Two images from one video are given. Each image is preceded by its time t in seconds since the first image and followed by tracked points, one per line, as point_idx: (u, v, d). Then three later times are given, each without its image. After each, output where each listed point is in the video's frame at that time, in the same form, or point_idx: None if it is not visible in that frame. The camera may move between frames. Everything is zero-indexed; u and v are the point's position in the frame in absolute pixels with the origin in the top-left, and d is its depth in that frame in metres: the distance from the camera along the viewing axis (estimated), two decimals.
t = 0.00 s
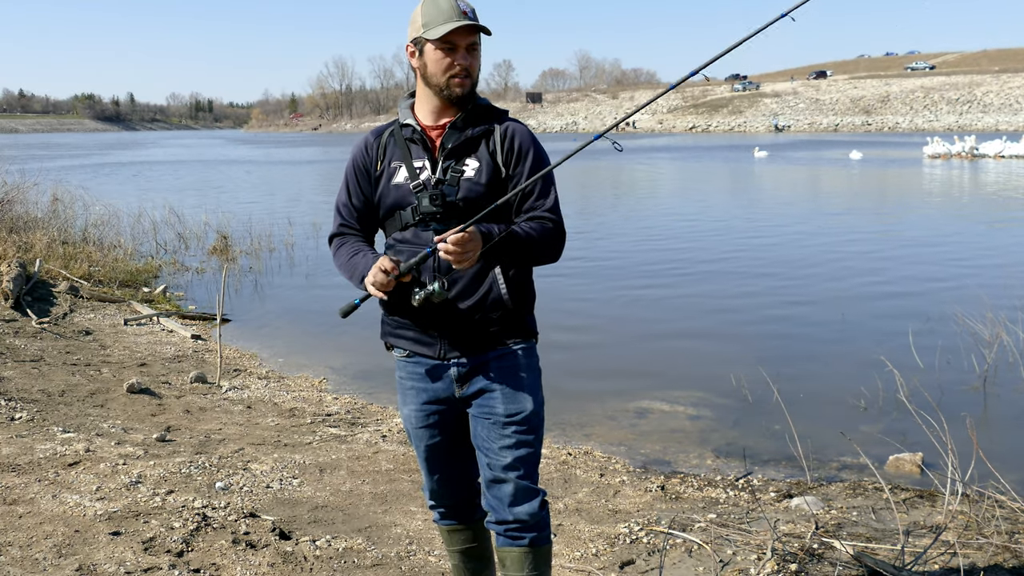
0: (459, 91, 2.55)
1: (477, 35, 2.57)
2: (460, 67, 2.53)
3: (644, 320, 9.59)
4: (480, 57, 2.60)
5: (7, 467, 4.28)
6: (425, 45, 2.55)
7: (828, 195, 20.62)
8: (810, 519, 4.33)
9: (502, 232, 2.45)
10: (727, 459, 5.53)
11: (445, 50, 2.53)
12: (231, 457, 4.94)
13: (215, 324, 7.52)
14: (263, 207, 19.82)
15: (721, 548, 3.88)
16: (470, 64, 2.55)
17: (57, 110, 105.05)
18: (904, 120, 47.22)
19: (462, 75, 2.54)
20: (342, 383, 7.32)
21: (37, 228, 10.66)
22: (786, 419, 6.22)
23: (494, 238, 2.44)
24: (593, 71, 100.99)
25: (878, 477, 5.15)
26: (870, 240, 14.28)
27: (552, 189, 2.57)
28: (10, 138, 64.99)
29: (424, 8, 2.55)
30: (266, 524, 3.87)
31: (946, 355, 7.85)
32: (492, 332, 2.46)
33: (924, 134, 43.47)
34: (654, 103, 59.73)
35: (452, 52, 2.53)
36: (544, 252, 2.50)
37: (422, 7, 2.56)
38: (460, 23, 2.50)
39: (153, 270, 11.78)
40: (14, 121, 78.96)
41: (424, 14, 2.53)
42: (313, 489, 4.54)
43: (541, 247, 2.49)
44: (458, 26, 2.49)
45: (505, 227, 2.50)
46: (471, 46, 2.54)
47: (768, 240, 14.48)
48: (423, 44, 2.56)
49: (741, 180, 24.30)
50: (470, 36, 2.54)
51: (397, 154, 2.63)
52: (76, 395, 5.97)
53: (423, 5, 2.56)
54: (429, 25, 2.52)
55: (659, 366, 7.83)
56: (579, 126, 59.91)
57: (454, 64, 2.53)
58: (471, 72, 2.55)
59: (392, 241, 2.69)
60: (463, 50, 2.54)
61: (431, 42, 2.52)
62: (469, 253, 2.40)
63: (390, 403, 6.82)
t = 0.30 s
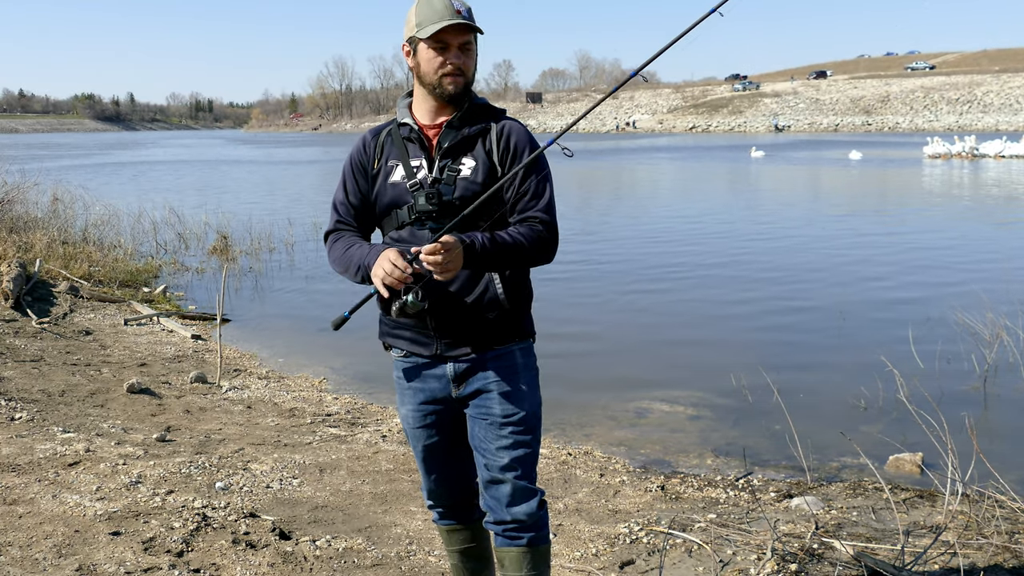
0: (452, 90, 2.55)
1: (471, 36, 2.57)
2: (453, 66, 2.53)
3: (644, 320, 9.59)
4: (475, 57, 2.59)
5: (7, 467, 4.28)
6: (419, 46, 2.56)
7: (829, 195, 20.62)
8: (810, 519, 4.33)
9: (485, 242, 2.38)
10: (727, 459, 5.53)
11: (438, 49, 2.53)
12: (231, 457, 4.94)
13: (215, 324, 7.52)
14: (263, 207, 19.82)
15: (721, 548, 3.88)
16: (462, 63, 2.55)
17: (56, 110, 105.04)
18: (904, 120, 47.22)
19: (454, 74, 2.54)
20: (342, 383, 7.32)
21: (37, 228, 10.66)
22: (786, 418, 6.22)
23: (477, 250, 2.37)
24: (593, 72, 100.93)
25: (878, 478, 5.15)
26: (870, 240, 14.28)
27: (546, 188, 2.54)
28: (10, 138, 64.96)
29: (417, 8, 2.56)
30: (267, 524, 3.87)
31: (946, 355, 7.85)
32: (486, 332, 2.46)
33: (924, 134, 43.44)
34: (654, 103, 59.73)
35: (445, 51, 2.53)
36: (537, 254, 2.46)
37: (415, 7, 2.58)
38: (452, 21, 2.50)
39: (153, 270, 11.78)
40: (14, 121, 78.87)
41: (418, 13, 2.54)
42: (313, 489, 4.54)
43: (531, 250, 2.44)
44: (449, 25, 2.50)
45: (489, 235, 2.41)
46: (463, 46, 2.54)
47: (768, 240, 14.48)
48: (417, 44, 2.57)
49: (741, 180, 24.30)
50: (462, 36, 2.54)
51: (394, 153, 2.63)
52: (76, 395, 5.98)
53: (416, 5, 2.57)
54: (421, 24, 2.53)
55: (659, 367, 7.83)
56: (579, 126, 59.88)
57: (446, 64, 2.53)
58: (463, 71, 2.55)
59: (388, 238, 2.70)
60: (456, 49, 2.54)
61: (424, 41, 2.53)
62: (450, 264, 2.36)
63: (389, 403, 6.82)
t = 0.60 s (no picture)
0: (443, 90, 2.54)
1: (459, 34, 2.55)
2: (438, 65, 2.52)
3: (645, 320, 9.59)
4: (465, 55, 2.58)
5: (7, 467, 4.28)
6: (409, 47, 2.57)
7: (829, 195, 20.63)
8: (810, 519, 4.33)
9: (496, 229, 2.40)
10: (727, 459, 5.53)
11: (424, 50, 2.54)
12: (231, 457, 4.94)
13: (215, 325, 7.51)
14: (263, 207, 19.82)
15: (721, 548, 3.88)
16: (450, 62, 2.54)
17: (56, 110, 105.00)
18: (904, 120, 47.22)
19: (442, 73, 2.53)
20: (341, 383, 7.32)
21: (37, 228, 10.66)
22: (786, 419, 6.22)
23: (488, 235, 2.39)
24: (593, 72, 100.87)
25: (878, 478, 5.15)
26: (870, 240, 14.28)
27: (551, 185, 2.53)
28: (9, 138, 64.85)
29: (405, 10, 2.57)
30: (267, 524, 3.87)
31: (946, 355, 7.85)
32: (484, 333, 2.45)
33: (923, 134, 43.42)
34: (654, 103, 59.73)
35: (431, 51, 2.53)
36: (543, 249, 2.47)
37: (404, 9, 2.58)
38: (437, 20, 2.50)
39: (153, 270, 11.78)
40: (14, 121, 78.81)
41: (408, 15, 2.54)
42: (313, 489, 4.54)
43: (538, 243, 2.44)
44: (433, 25, 2.50)
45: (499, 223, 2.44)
46: (450, 45, 2.53)
47: (768, 240, 14.48)
48: (407, 45, 2.57)
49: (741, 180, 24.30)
50: (449, 35, 2.53)
51: (393, 154, 2.63)
52: (76, 395, 5.98)
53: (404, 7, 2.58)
54: (408, 25, 2.53)
55: (659, 367, 7.83)
56: (579, 126, 59.87)
57: (433, 64, 2.53)
58: (450, 70, 2.54)
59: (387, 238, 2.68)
60: (441, 48, 2.53)
61: (410, 42, 2.55)
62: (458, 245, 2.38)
63: (389, 403, 6.82)
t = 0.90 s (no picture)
0: (443, 91, 2.55)
1: (458, 35, 2.54)
2: (439, 67, 2.52)
3: (645, 321, 9.59)
4: (465, 56, 2.57)
5: (7, 467, 4.27)
6: (407, 49, 2.57)
7: (829, 195, 20.64)
8: (810, 519, 4.33)
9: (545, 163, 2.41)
10: (727, 459, 5.53)
11: (425, 51, 2.53)
12: (231, 457, 4.94)
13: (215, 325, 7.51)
14: (263, 207, 19.81)
15: (721, 548, 3.88)
16: (451, 63, 2.53)
17: (56, 110, 104.99)
18: (904, 120, 47.22)
19: (443, 75, 2.54)
20: (342, 383, 7.32)
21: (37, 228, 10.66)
22: (786, 418, 6.22)
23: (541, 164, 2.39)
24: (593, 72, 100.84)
25: (878, 478, 5.15)
26: (870, 240, 14.29)
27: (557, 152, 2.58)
28: (9, 138, 64.83)
29: (404, 9, 2.56)
30: (267, 524, 3.87)
31: (946, 355, 7.85)
32: (484, 332, 2.45)
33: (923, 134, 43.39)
34: (654, 103, 59.71)
35: (431, 53, 2.53)
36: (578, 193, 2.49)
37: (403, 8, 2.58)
38: (437, 23, 2.49)
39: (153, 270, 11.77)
40: (14, 121, 78.74)
41: (407, 16, 2.54)
42: (313, 489, 4.54)
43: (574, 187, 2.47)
44: (433, 27, 2.49)
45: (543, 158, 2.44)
46: (450, 46, 2.53)
47: (768, 240, 14.49)
48: (406, 47, 2.57)
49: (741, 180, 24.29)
50: (449, 37, 2.53)
51: (393, 154, 2.68)
52: (76, 395, 5.97)
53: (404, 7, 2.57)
54: (408, 27, 2.53)
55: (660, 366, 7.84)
56: (579, 126, 59.85)
57: (433, 66, 2.53)
58: (452, 72, 2.54)
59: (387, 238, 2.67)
60: (442, 50, 2.53)
61: (410, 44, 2.54)
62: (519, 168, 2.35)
63: (390, 403, 6.82)
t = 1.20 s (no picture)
0: (430, 94, 2.56)
1: (441, 37, 2.51)
2: (421, 72, 2.52)
3: (645, 321, 9.59)
4: (451, 57, 2.55)
5: (7, 467, 4.27)
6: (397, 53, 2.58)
7: (829, 194, 20.64)
8: (810, 519, 4.33)
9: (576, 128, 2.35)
10: (727, 459, 5.53)
11: (408, 55, 2.54)
12: (231, 457, 4.94)
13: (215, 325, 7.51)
14: (263, 207, 19.81)
15: (721, 548, 3.88)
16: (433, 67, 2.53)
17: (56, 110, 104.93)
18: (904, 120, 47.16)
19: (426, 79, 2.54)
20: (342, 383, 7.32)
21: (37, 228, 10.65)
22: (786, 418, 6.22)
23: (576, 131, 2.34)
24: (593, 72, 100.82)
25: (878, 477, 5.15)
26: (870, 240, 14.29)
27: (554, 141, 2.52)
28: (9, 138, 64.81)
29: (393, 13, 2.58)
30: (266, 524, 3.87)
31: (946, 355, 7.86)
32: (483, 332, 2.45)
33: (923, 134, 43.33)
34: (654, 104, 59.67)
35: (414, 58, 2.53)
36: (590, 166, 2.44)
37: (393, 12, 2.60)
38: (415, 27, 2.49)
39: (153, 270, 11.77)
40: (14, 121, 78.70)
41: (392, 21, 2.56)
42: (313, 489, 4.54)
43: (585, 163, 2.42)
44: (410, 33, 2.49)
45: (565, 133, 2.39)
46: (430, 50, 2.52)
47: (768, 240, 14.49)
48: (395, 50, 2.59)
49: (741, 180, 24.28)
50: (429, 41, 2.51)
51: (396, 152, 2.68)
52: (76, 395, 5.97)
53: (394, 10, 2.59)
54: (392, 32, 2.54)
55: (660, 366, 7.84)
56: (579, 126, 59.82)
57: (416, 70, 2.53)
58: (435, 75, 2.53)
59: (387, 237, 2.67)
60: (423, 55, 2.52)
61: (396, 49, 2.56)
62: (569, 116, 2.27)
63: (389, 403, 6.82)
